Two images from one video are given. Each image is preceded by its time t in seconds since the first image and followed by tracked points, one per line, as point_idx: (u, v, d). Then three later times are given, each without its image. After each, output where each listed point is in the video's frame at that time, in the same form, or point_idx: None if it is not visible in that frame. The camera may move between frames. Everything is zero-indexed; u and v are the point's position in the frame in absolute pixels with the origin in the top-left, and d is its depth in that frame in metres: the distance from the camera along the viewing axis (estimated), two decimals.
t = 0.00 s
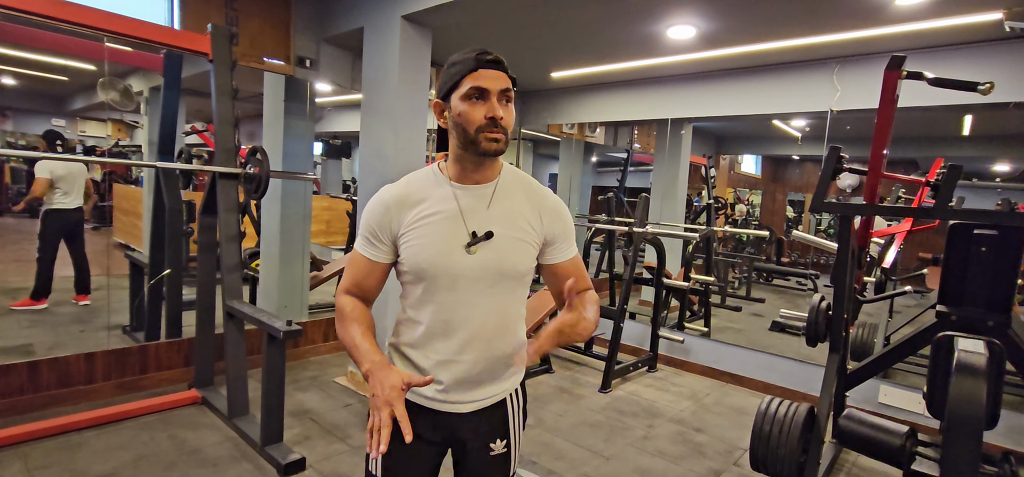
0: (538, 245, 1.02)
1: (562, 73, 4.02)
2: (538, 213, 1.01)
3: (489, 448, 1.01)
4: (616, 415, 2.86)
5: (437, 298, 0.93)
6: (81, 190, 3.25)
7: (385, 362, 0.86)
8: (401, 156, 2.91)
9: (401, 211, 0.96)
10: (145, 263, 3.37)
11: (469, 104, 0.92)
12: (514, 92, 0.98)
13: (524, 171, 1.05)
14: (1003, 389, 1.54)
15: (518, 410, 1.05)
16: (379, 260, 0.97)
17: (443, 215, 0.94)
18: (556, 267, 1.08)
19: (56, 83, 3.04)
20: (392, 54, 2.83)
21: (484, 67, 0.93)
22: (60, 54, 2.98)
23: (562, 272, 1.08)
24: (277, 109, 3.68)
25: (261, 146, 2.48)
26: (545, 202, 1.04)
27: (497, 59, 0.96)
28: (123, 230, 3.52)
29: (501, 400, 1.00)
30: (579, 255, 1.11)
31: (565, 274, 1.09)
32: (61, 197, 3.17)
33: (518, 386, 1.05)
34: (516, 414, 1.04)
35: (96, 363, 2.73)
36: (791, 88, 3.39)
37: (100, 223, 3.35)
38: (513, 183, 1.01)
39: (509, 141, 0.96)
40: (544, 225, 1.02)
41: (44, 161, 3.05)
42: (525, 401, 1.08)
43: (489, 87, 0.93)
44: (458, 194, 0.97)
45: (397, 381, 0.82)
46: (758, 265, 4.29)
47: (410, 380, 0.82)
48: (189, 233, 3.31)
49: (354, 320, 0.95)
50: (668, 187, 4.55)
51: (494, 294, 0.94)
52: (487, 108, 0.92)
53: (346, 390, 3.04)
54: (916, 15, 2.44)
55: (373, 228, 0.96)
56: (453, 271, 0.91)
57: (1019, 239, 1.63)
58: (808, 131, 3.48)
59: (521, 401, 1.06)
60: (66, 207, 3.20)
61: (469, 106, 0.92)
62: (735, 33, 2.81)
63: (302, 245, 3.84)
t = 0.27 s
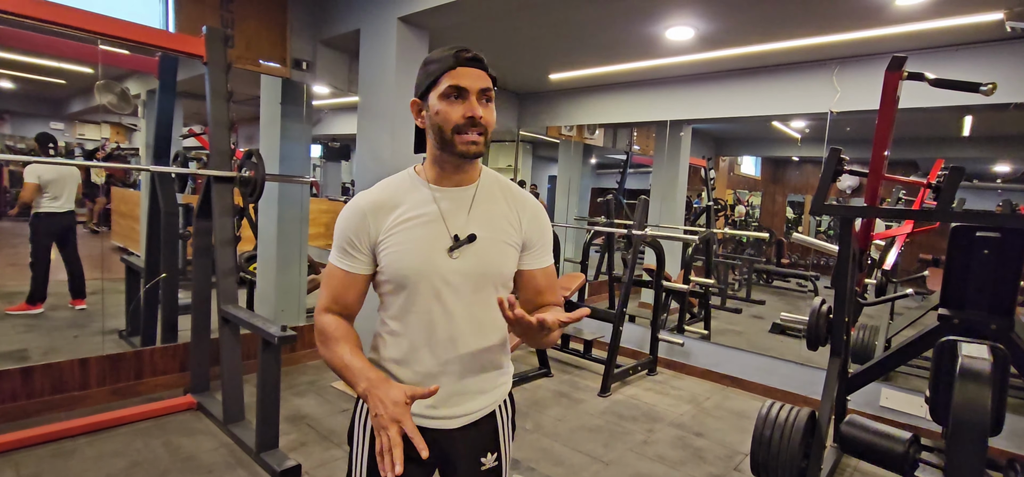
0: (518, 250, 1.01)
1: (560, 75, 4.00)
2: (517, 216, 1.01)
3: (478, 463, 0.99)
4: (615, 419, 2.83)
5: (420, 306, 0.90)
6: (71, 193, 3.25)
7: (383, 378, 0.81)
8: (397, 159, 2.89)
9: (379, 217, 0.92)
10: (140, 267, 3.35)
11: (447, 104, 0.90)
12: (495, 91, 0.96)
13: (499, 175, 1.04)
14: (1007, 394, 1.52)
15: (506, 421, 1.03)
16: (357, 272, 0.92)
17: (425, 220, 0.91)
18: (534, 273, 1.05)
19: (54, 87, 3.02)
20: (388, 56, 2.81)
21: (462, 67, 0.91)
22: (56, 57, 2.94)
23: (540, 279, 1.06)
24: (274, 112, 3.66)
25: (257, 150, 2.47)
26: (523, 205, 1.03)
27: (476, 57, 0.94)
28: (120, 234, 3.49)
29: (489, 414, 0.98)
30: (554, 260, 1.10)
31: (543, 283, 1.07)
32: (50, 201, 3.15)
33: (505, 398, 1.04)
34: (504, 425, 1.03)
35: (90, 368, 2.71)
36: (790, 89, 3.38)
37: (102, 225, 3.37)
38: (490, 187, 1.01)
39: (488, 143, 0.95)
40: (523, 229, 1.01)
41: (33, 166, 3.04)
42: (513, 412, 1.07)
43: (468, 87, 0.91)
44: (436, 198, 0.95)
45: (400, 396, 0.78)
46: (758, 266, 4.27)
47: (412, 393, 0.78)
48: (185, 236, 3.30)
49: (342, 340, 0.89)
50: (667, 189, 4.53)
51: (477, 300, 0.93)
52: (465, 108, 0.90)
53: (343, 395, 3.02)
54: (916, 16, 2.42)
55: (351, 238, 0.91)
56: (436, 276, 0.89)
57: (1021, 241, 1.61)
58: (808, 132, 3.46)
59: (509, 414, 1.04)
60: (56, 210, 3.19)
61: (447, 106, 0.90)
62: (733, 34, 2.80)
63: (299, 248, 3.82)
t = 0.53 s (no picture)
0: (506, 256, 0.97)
1: (563, 78, 3.99)
2: (504, 221, 0.97)
3: None
4: (619, 425, 2.81)
5: (404, 318, 0.86)
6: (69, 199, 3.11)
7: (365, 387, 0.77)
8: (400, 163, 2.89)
9: (359, 226, 0.87)
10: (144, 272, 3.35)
11: (410, 109, 0.88)
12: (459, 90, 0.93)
13: (483, 179, 1.01)
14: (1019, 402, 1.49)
15: (493, 435, 1.01)
16: (336, 283, 0.88)
17: (407, 227, 0.87)
18: (522, 279, 1.02)
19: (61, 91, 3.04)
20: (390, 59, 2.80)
21: (423, 69, 0.89)
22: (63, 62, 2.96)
23: (528, 285, 1.03)
24: (277, 117, 3.67)
25: (259, 155, 2.46)
26: (510, 209, 0.99)
27: (434, 56, 0.92)
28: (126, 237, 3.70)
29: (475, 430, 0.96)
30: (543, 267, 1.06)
31: (531, 290, 1.03)
32: (48, 206, 3.04)
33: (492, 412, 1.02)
34: (491, 440, 1.01)
35: (93, 373, 2.71)
36: (795, 91, 3.36)
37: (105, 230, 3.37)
38: (474, 191, 0.97)
39: (458, 144, 0.91)
40: (511, 234, 0.98)
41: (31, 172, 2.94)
42: (500, 426, 1.05)
43: (430, 89, 0.88)
44: (418, 204, 0.91)
45: (384, 401, 0.73)
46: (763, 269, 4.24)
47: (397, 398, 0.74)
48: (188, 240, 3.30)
49: (322, 353, 0.85)
50: (671, 192, 4.50)
51: (464, 309, 0.89)
52: (426, 112, 0.87)
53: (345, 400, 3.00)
54: (921, 18, 2.40)
55: (329, 248, 0.86)
56: (419, 286, 0.85)
57: None
58: (813, 134, 3.42)
59: (496, 427, 1.03)
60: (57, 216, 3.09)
61: (410, 111, 0.88)
62: (736, 37, 2.78)
63: (302, 252, 3.82)
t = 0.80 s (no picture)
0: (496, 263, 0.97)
1: (572, 82, 3.98)
2: (493, 228, 0.97)
3: None
4: (628, 430, 2.79)
5: (392, 326, 0.85)
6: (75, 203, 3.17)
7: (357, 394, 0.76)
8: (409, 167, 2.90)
9: (345, 233, 0.87)
10: (155, 276, 3.38)
11: (389, 112, 0.87)
12: (439, 90, 0.92)
13: (471, 186, 1.01)
14: None
15: (485, 444, 1.01)
16: (322, 291, 0.87)
17: (394, 234, 0.87)
18: (513, 288, 1.01)
19: (75, 97, 3.11)
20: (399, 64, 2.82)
21: (400, 73, 0.89)
22: (78, 70, 3.03)
23: (519, 295, 1.02)
24: (287, 122, 3.71)
25: (269, 160, 2.48)
26: (500, 216, 0.99)
27: (410, 59, 0.91)
28: (139, 240, 3.70)
29: (467, 441, 0.96)
30: (534, 276, 1.06)
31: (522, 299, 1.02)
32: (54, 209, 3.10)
33: (483, 422, 1.02)
34: (484, 449, 1.00)
35: (105, 376, 2.74)
36: (806, 94, 3.34)
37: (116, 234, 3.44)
38: (463, 197, 0.97)
39: (442, 145, 0.90)
40: (500, 241, 0.98)
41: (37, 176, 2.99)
42: (492, 435, 1.05)
43: (408, 91, 0.88)
44: (405, 210, 0.91)
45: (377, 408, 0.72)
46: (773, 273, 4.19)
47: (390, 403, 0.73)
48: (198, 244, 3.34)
49: (308, 361, 0.84)
50: (681, 195, 4.48)
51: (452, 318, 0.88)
52: (406, 115, 0.87)
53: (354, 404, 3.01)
54: (935, 19, 2.37)
55: (314, 256, 0.86)
56: (407, 293, 0.84)
57: None
58: (824, 136, 3.39)
59: (488, 438, 1.03)
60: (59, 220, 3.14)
61: (390, 115, 0.87)
62: (746, 39, 2.76)
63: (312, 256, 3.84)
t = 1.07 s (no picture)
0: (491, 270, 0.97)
1: (584, 85, 3.98)
2: (488, 235, 0.96)
3: None
4: (641, 435, 2.77)
5: (385, 335, 0.85)
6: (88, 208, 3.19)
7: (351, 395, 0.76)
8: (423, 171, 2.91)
9: (339, 239, 0.87)
10: (172, 278, 3.42)
11: (383, 117, 0.88)
12: (432, 93, 0.93)
13: (467, 192, 1.00)
14: None
15: (485, 452, 1.01)
16: (315, 298, 0.87)
17: (387, 241, 0.87)
18: (508, 296, 1.00)
19: (95, 102, 3.16)
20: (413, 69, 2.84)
21: (392, 76, 0.89)
22: (98, 76, 3.09)
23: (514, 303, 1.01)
24: (302, 125, 3.77)
25: (285, 164, 2.51)
26: (495, 224, 0.99)
27: (402, 62, 0.92)
28: (156, 243, 3.73)
29: (465, 449, 0.95)
30: (531, 285, 1.06)
31: (518, 308, 1.02)
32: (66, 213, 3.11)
33: (482, 429, 1.02)
34: (484, 457, 1.00)
35: (124, 378, 2.78)
36: (822, 96, 3.31)
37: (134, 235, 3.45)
38: (457, 204, 0.97)
39: (436, 149, 0.90)
40: (495, 248, 0.97)
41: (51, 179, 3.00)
42: (491, 443, 1.04)
43: (401, 95, 0.88)
44: (399, 217, 0.91)
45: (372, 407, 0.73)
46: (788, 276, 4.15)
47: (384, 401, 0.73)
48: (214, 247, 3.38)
49: (300, 369, 0.83)
50: (694, 198, 4.47)
51: (447, 326, 0.88)
52: (399, 119, 0.87)
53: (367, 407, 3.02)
54: (955, 19, 2.33)
55: (308, 262, 0.86)
56: (401, 301, 0.84)
57: None
58: (840, 138, 3.34)
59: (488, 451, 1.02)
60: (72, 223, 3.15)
61: (384, 120, 0.88)
62: (761, 42, 2.74)
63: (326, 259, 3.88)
